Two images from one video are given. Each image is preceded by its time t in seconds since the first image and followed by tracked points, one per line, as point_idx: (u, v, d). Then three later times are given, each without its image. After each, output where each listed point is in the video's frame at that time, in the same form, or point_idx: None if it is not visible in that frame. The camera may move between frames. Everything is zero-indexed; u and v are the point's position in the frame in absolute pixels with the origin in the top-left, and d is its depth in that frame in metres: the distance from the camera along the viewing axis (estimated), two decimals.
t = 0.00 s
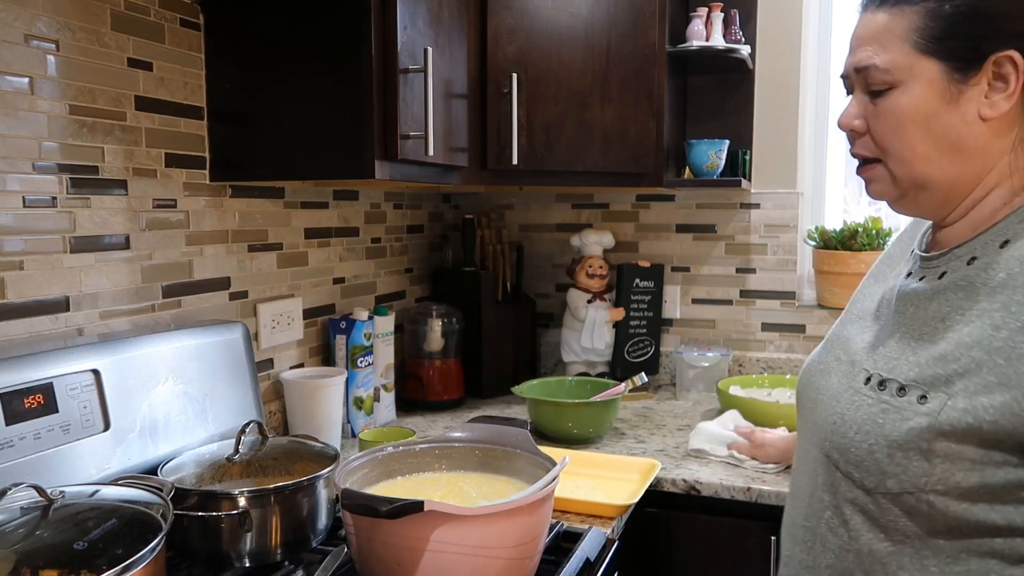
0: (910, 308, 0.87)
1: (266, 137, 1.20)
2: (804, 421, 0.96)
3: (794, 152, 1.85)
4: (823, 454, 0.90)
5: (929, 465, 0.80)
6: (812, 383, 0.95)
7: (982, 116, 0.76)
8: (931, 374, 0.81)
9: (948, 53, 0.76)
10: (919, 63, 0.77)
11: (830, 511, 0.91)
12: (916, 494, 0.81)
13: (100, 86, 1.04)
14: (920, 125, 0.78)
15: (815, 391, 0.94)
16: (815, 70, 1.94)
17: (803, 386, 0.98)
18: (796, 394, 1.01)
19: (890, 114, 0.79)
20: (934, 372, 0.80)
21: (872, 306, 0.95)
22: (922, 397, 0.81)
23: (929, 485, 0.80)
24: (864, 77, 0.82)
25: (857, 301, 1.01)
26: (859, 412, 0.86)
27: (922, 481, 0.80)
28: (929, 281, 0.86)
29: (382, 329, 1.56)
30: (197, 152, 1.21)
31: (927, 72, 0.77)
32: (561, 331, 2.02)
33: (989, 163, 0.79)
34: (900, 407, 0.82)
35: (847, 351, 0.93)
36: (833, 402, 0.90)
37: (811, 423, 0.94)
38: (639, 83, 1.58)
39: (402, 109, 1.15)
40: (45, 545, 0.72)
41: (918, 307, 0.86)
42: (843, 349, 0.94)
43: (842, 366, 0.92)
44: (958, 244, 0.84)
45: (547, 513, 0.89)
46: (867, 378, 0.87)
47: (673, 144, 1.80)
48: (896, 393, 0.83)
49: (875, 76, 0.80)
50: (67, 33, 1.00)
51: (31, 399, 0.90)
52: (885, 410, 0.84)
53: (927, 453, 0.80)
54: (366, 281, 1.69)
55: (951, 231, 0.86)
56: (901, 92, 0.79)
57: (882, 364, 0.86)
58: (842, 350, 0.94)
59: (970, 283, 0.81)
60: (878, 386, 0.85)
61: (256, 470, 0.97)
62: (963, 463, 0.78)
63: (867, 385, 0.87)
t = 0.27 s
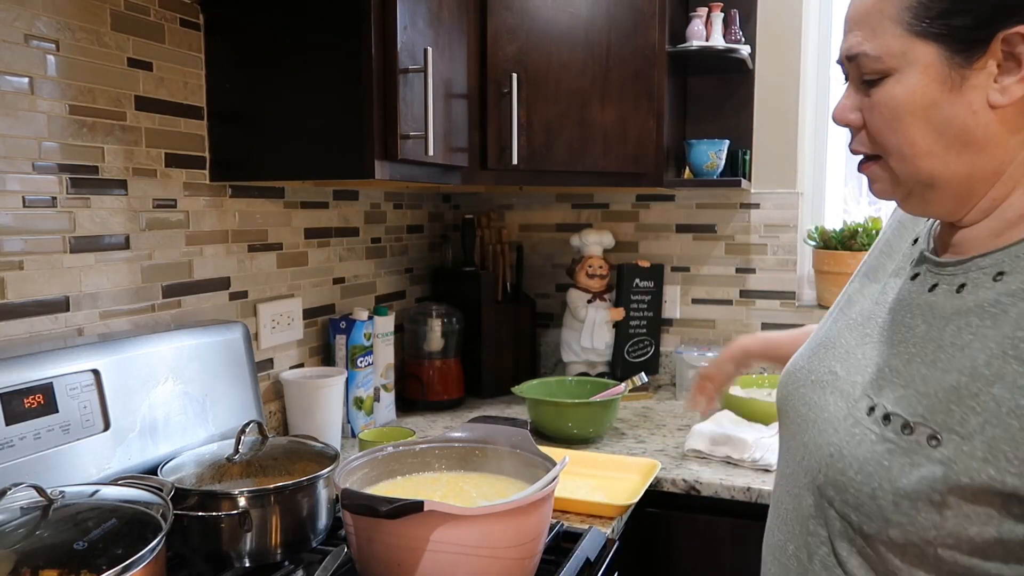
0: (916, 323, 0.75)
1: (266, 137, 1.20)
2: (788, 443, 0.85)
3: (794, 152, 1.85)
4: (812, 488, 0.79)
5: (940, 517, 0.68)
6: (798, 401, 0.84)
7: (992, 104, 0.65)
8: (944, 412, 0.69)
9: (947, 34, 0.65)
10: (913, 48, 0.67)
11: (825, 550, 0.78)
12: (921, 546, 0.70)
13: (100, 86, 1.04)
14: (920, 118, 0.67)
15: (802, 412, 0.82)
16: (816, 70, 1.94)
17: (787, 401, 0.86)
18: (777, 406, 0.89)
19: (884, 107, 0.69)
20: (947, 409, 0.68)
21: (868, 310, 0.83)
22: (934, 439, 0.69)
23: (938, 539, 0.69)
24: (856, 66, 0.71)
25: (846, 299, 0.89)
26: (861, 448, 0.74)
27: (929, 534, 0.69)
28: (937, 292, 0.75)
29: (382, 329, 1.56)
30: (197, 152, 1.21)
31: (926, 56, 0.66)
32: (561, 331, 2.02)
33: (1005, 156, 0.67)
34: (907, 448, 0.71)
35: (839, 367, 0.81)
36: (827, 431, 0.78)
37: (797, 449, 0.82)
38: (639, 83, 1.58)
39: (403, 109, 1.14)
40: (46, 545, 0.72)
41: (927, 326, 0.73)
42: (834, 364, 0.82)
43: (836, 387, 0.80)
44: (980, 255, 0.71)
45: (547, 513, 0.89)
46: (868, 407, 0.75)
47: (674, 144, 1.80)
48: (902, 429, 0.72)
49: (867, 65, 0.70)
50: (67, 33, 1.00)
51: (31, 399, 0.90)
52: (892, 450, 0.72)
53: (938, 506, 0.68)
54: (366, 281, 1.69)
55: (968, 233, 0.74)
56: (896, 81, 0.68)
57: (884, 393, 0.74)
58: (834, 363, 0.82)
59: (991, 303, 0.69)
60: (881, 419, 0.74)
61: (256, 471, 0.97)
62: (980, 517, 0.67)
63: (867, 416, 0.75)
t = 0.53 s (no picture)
0: (932, 337, 0.72)
1: (266, 137, 1.20)
2: (783, 454, 0.82)
3: (794, 152, 1.85)
4: (824, 509, 0.77)
5: (970, 549, 0.68)
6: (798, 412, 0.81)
7: (985, 105, 0.64)
8: (978, 441, 0.67)
9: (935, 32, 0.65)
10: (900, 48, 0.67)
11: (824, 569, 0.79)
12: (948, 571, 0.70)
13: (100, 86, 1.04)
14: (910, 123, 0.67)
15: (805, 425, 0.79)
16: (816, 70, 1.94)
17: (779, 409, 0.83)
18: (758, 412, 0.86)
19: (873, 112, 0.69)
20: (982, 437, 0.67)
21: (863, 314, 0.80)
22: (967, 468, 0.67)
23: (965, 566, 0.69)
24: (844, 69, 0.71)
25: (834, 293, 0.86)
26: (883, 473, 0.72)
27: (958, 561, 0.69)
28: (949, 302, 0.73)
29: (382, 329, 1.56)
30: (197, 152, 1.21)
31: (913, 59, 0.66)
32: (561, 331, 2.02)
33: (1000, 160, 0.67)
34: (938, 476, 0.69)
35: (843, 378, 0.78)
36: (841, 451, 0.75)
37: (801, 465, 0.79)
38: (639, 83, 1.58)
39: (403, 109, 1.14)
40: (45, 545, 0.72)
41: (948, 343, 0.71)
42: (835, 374, 0.79)
43: (843, 401, 0.77)
44: (1002, 264, 0.69)
45: (547, 513, 0.89)
46: (888, 429, 0.73)
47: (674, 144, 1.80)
48: (930, 456, 0.70)
49: (853, 68, 0.70)
50: (67, 33, 1.00)
51: (31, 399, 0.91)
52: (919, 477, 0.70)
53: (973, 538, 0.67)
54: (366, 281, 1.69)
55: (972, 238, 0.73)
56: (883, 85, 0.68)
57: (904, 415, 0.72)
58: (835, 373, 0.79)
59: (1019, 322, 0.67)
60: (905, 443, 0.71)
61: (256, 470, 0.97)
62: (1011, 548, 0.67)
63: (888, 437, 0.73)
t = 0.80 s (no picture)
0: (937, 328, 0.71)
1: (266, 137, 1.20)
2: (785, 452, 0.80)
3: (793, 152, 1.85)
4: (840, 503, 0.74)
5: (997, 535, 0.67)
6: (799, 409, 0.78)
7: (979, 104, 0.65)
8: (1003, 426, 0.66)
9: (930, 33, 0.65)
10: (898, 48, 0.67)
11: (837, 565, 0.76)
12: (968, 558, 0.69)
13: (100, 86, 1.04)
14: (907, 121, 0.67)
15: (809, 422, 0.77)
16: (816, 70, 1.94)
17: (776, 409, 0.80)
18: (748, 413, 0.83)
19: (869, 110, 0.69)
20: (1007, 421, 0.66)
21: (858, 304, 0.79)
22: (993, 453, 0.67)
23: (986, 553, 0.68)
24: (838, 69, 0.71)
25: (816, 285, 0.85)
26: (907, 463, 0.70)
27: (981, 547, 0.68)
28: (947, 295, 0.72)
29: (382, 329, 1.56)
30: (197, 152, 1.21)
31: (910, 59, 0.66)
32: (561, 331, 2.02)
33: (990, 159, 0.68)
34: (966, 464, 0.68)
35: (844, 373, 0.76)
36: (856, 444, 0.73)
37: (810, 462, 0.77)
38: (639, 84, 1.58)
39: (402, 108, 1.14)
40: (45, 545, 0.72)
41: (953, 331, 0.70)
42: (835, 369, 0.77)
43: (849, 395, 0.75)
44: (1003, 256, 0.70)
45: (547, 514, 0.89)
46: (903, 417, 0.71)
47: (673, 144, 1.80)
48: (953, 442, 0.68)
49: (850, 67, 0.69)
50: (67, 33, 0.99)
51: (31, 399, 0.90)
52: (943, 464, 0.68)
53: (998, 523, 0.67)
54: (366, 281, 1.69)
55: (958, 234, 0.73)
56: (881, 84, 0.68)
57: (921, 403, 0.70)
58: (834, 369, 0.78)
59: None
60: (926, 432, 0.70)
61: (257, 471, 0.97)
62: None
63: (905, 426, 0.71)
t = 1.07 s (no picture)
0: (919, 316, 0.72)
1: (267, 137, 1.20)
2: (776, 446, 0.79)
3: (794, 152, 1.85)
4: (840, 492, 0.73)
5: (994, 512, 0.66)
6: (788, 402, 0.78)
7: (975, 96, 0.66)
8: (996, 405, 0.66)
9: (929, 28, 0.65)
10: (910, 32, 0.67)
11: (839, 554, 0.74)
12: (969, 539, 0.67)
13: (100, 86, 1.04)
14: (912, 105, 0.67)
15: (799, 414, 0.77)
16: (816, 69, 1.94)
17: (765, 403, 0.80)
18: (736, 409, 0.83)
19: (875, 93, 0.68)
20: (999, 402, 0.66)
21: (842, 298, 0.80)
22: (989, 432, 0.66)
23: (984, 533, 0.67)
24: (846, 48, 0.70)
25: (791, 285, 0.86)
26: (905, 447, 0.69)
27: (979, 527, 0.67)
28: (924, 286, 0.73)
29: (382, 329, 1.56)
30: (197, 152, 1.21)
31: (921, 44, 0.66)
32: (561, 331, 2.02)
33: (976, 153, 0.69)
34: (963, 444, 0.67)
35: (831, 364, 0.77)
36: (853, 432, 0.73)
37: (804, 453, 0.76)
38: (639, 84, 1.58)
39: (402, 108, 1.14)
40: (45, 545, 0.72)
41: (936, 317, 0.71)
42: (821, 361, 0.78)
43: (838, 386, 0.75)
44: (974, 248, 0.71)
45: (547, 513, 0.89)
46: (896, 403, 0.71)
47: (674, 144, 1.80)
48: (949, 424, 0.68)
49: (859, 47, 0.69)
50: (67, 33, 0.99)
51: (31, 399, 0.90)
52: (942, 447, 0.68)
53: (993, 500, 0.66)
54: (366, 281, 1.69)
55: (932, 229, 0.75)
56: (888, 67, 0.68)
57: (913, 388, 0.70)
58: (819, 362, 0.78)
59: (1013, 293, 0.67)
60: (923, 416, 0.69)
61: (256, 471, 0.97)
62: None
63: (899, 412, 0.71)
